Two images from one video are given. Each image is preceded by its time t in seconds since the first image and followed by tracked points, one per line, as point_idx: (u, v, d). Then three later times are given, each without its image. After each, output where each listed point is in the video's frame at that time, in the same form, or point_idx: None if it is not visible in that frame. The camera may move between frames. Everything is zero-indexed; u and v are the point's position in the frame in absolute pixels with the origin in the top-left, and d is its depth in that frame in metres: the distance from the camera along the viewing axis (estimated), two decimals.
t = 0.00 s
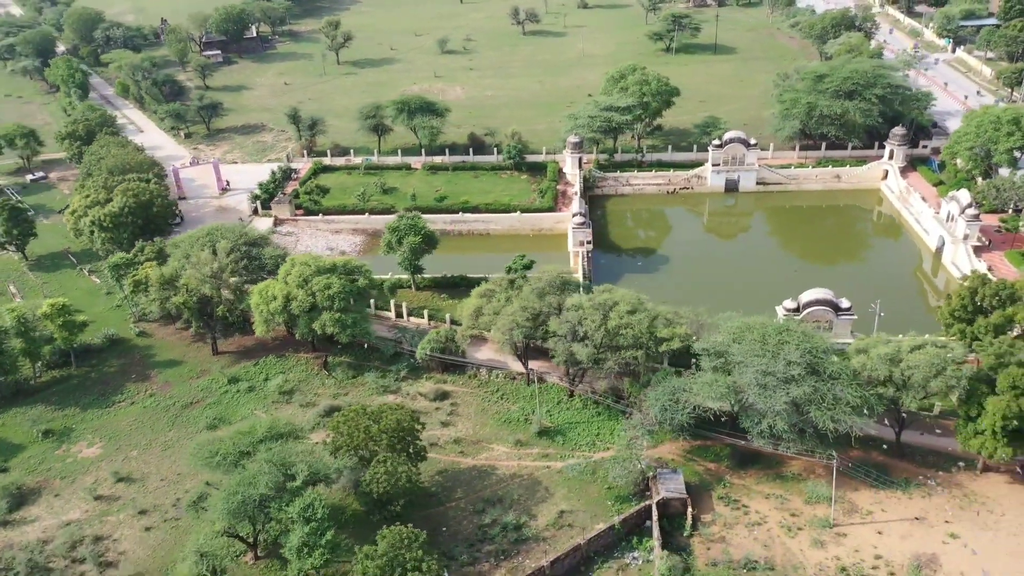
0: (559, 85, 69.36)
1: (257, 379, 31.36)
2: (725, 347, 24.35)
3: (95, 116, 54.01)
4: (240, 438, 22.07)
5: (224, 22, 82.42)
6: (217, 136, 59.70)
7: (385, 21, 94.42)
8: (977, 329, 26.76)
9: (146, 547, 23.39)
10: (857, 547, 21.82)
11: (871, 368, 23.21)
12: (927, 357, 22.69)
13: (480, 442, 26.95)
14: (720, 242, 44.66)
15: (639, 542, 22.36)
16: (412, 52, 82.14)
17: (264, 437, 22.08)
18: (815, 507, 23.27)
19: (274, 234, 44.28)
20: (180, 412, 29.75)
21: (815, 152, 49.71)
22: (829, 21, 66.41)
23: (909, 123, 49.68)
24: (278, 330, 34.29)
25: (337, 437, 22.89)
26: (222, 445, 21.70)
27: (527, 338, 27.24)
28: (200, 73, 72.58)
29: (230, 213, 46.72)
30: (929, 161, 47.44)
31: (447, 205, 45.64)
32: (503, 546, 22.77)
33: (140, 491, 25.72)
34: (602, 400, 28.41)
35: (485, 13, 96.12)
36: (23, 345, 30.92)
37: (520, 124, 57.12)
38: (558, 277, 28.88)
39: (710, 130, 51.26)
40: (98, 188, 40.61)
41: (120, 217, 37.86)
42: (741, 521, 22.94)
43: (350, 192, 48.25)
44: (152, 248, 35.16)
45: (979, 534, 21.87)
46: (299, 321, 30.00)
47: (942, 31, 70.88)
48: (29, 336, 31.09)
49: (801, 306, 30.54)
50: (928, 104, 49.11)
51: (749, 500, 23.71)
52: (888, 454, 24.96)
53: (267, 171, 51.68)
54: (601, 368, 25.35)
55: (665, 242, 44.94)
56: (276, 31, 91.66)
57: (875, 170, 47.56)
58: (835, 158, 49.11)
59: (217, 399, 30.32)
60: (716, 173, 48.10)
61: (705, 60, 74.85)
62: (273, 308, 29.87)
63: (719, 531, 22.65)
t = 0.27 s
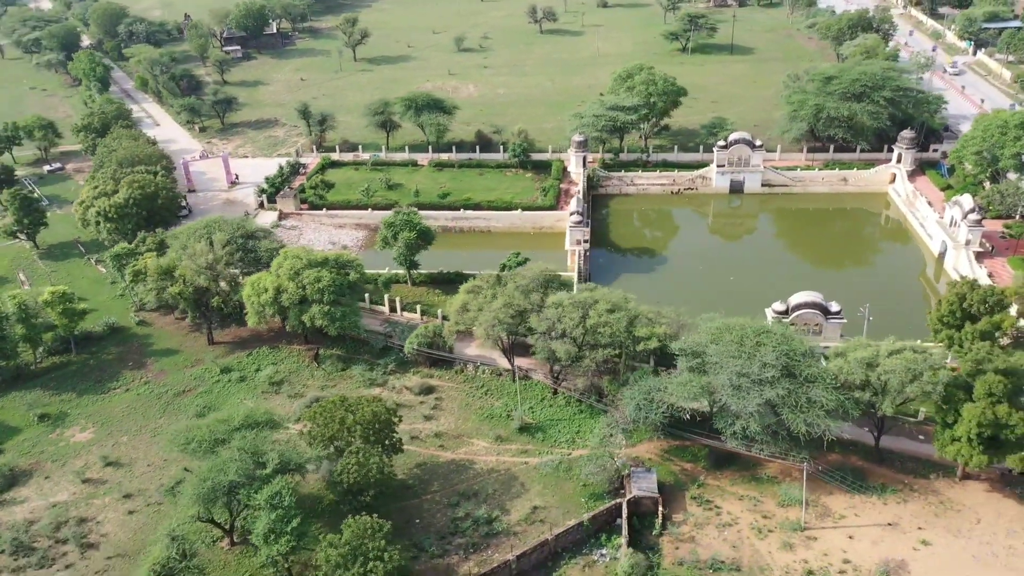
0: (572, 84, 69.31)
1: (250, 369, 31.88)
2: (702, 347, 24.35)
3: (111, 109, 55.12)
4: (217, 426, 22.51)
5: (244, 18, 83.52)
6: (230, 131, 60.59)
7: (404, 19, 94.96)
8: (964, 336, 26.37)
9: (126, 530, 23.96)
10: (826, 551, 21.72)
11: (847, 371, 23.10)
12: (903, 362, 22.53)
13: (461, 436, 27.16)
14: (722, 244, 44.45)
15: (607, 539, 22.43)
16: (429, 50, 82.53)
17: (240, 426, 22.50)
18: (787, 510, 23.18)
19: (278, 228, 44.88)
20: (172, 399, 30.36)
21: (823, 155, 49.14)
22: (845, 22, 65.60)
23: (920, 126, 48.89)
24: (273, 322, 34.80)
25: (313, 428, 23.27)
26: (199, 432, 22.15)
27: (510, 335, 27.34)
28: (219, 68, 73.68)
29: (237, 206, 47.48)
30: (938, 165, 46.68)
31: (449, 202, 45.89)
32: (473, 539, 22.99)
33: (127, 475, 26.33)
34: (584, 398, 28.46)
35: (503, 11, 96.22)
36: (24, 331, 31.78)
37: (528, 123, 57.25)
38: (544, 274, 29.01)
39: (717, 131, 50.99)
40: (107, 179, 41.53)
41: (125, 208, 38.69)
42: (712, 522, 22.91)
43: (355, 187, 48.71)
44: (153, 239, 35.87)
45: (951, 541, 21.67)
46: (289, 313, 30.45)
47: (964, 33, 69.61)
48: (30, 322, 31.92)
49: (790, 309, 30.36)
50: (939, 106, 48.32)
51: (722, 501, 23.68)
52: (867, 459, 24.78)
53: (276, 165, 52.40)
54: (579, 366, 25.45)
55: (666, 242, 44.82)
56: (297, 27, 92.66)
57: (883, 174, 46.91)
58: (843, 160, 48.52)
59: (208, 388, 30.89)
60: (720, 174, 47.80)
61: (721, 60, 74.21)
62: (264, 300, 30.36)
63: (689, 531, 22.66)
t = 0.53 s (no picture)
0: (586, 83, 69.19)
1: (246, 360, 32.41)
2: (684, 347, 24.30)
3: (128, 102, 56.19)
4: (201, 414, 23.00)
5: (264, 14, 84.48)
6: (245, 126, 61.40)
7: (424, 16, 95.39)
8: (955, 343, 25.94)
9: (114, 514, 24.52)
10: (799, 554, 21.66)
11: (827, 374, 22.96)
12: (883, 366, 22.34)
13: (446, 431, 27.41)
14: (726, 245, 44.23)
15: (581, 537, 22.54)
16: (446, 47, 82.82)
17: (223, 414, 22.98)
18: (765, 512, 23.12)
19: (284, 222, 45.45)
20: (168, 387, 30.97)
21: (833, 157, 48.54)
22: (863, 23, 64.74)
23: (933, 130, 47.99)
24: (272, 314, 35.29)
25: (295, 419, 23.66)
26: (182, 419, 22.67)
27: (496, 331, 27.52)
28: (238, 64, 74.64)
29: (246, 200, 48.19)
30: (949, 169, 45.84)
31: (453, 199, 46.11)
32: (450, 532, 23.21)
33: (119, 460, 26.93)
34: (571, 396, 28.54)
35: (523, 9, 96.17)
36: (28, 318, 32.61)
37: (538, 121, 57.30)
38: (534, 272, 29.13)
39: (725, 131, 50.69)
40: (118, 172, 42.46)
41: (133, 201, 39.52)
42: (688, 522, 22.92)
43: (362, 183, 49.16)
44: (158, 231, 36.59)
45: (927, 549, 21.49)
46: (283, 306, 30.92)
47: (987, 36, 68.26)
48: (35, 309, 32.75)
49: (782, 311, 30.16)
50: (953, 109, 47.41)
51: (700, 502, 23.67)
52: (850, 464, 24.61)
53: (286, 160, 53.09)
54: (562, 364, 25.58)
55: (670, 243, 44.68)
56: (317, 24, 93.51)
57: (892, 177, 46.20)
58: (853, 163, 47.87)
59: (204, 377, 31.45)
60: (727, 175, 47.49)
61: (738, 60, 73.49)
62: (259, 292, 30.87)
63: (664, 530, 22.69)
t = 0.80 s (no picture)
0: (600, 83, 69.05)
1: (242, 351, 32.96)
2: (665, 347, 24.33)
3: (145, 97, 57.25)
4: (186, 402, 23.52)
5: (284, 11, 85.39)
6: (260, 121, 62.24)
7: (443, 14, 95.74)
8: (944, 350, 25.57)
9: (103, 497, 25.14)
10: (772, 557, 21.60)
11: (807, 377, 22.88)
12: (862, 370, 22.21)
13: (431, 426, 27.69)
14: (730, 247, 43.99)
15: (555, 533, 22.66)
16: (463, 46, 83.08)
17: (208, 403, 23.47)
18: (741, 514, 23.08)
19: (291, 216, 46.01)
20: (165, 376, 31.62)
21: (842, 160, 47.96)
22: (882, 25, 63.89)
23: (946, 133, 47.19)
24: (271, 307, 35.81)
25: (279, 410, 24.09)
26: (167, 407, 23.21)
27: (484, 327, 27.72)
28: (256, 60, 75.59)
29: (257, 193, 48.94)
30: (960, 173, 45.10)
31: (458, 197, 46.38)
32: (427, 525, 23.46)
33: (111, 445, 27.59)
34: (557, 394, 28.67)
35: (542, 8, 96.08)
36: (33, 306, 33.47)
37: (547, 120, 57.38)
38: (523, 270, 29.26)
39: (733, 133, 50.39)
40: (129, 164, 43.33)
41: (141, 193, 40.33)
42: (663, 521, 22.95)
43: (370, 179, 49.62)
44: (162, 223, 37.32)
45: (902, 555, 21.34)
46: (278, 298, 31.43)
47: (1011, 39, 66.91)
48: (40, 297, 33.62)
49: (773, 314, 30.04)
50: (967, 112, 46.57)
51: (677, 502, 23.68)
52: (831, 468, 24.53)
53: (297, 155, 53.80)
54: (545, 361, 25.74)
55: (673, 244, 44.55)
56: (338, 21, 94.33)
57: (901, 181, 45.49)
58: (862, 166, 47.27)
59: (200, 367, 32.05)
60: (733, 177, 47.17)
61: (755, 61, 72.83)
62: (254, 285, 31.41)
63: (638, 529, 22.75)
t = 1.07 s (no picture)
0: (613, 83, 68.85)
1: (237, 343, 33.53)
2: (643, 346, 24.37)
3: (161, 92, 58.27)
4: (170, 391, 24.10)
5: (303, 8, 86.17)
6: (273, 117, 63.03)
7: (462, 13, 96.01)
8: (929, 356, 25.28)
9: (92, 482, 25.77)
10: (742, 558, 21.59)
11: (784, 379, 22.82)
12: (838, 373, 22.09)
13: (415, 420, 27.98)
14: (731, 249, 43.82)
15: (527, 528, 22.83)
16: (479, 44, 83.26)
17: (191, 393, 24.02)
18: (714, 515, 23.08)
19: (296, 211, 46.57)
20: (160, 365, 32.27)
21: (850, 163, 47.42)
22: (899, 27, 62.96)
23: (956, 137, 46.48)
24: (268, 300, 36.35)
25: (261, 401, 24.59)
26: (152, 395, 23.80)
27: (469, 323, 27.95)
28: (273, 57, 76.47)
29: (265, 188, 49.64)
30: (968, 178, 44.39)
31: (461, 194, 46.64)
32: (403, 517, 23.74)
33: (103, 431, 28.24)
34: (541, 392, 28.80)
35: (561, 7, 95.93)
36: (37, 295, 34.34)
37: (556, 119, 57.43)
38: (510, 267, 29.45)
39: (740, 134, 50.10)
40: (138, 157, 44.20)
41: (147, 186, 41.13)
42: (635, 520, 22.99)
43: (375, 176, 50.07)
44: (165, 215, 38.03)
45: (872, 560, 21.21)
46: (271, 291, 31.92)
47: None
48: (44, 286, 34.47)
49: (761, 316, 29.93)
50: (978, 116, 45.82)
51: (652, 501, 23.73)
52: (809, 472, 24.44)
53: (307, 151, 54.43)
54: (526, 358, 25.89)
55: (674, 245, 44.45)
56: (357, 19, 95.05)
57: (909, 185, 44.85)
58: (869, 170, 46.69)
59: (195, 358, 32.66)
60: (738, 178, 46.86)
61: (771, 62, 72.12)
62: (248, 278, 31.95)
63: (610, 527, 22.82)
